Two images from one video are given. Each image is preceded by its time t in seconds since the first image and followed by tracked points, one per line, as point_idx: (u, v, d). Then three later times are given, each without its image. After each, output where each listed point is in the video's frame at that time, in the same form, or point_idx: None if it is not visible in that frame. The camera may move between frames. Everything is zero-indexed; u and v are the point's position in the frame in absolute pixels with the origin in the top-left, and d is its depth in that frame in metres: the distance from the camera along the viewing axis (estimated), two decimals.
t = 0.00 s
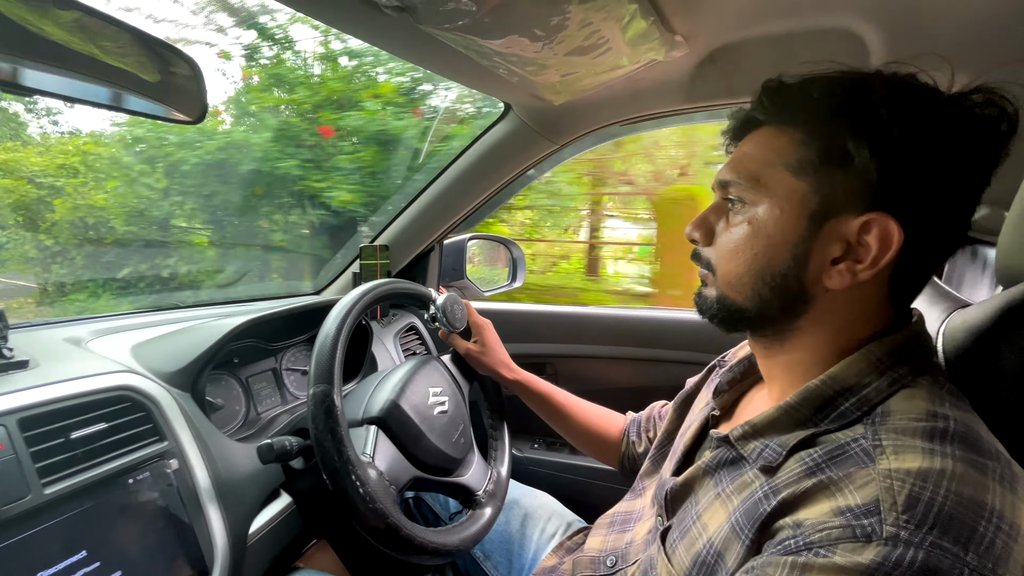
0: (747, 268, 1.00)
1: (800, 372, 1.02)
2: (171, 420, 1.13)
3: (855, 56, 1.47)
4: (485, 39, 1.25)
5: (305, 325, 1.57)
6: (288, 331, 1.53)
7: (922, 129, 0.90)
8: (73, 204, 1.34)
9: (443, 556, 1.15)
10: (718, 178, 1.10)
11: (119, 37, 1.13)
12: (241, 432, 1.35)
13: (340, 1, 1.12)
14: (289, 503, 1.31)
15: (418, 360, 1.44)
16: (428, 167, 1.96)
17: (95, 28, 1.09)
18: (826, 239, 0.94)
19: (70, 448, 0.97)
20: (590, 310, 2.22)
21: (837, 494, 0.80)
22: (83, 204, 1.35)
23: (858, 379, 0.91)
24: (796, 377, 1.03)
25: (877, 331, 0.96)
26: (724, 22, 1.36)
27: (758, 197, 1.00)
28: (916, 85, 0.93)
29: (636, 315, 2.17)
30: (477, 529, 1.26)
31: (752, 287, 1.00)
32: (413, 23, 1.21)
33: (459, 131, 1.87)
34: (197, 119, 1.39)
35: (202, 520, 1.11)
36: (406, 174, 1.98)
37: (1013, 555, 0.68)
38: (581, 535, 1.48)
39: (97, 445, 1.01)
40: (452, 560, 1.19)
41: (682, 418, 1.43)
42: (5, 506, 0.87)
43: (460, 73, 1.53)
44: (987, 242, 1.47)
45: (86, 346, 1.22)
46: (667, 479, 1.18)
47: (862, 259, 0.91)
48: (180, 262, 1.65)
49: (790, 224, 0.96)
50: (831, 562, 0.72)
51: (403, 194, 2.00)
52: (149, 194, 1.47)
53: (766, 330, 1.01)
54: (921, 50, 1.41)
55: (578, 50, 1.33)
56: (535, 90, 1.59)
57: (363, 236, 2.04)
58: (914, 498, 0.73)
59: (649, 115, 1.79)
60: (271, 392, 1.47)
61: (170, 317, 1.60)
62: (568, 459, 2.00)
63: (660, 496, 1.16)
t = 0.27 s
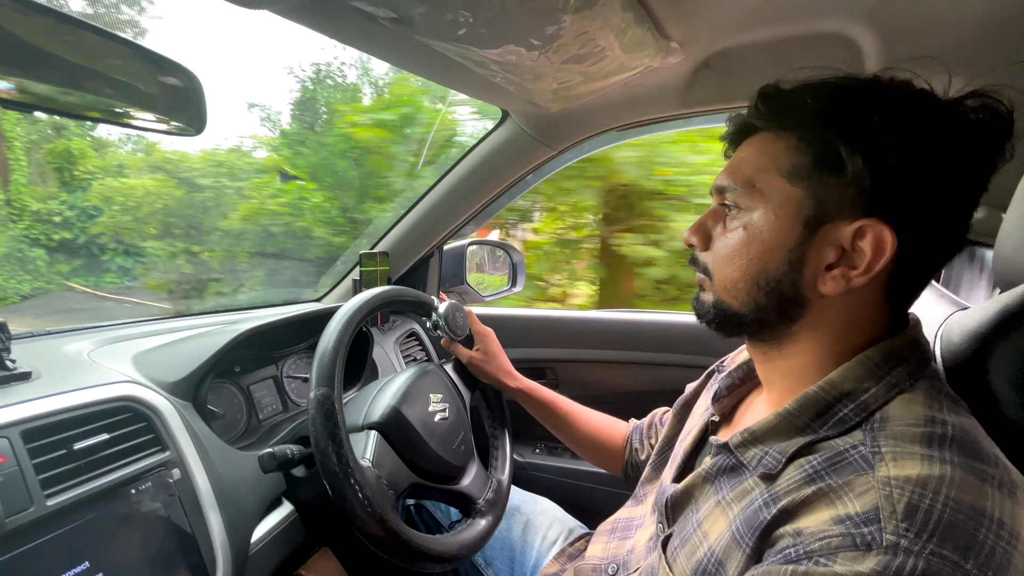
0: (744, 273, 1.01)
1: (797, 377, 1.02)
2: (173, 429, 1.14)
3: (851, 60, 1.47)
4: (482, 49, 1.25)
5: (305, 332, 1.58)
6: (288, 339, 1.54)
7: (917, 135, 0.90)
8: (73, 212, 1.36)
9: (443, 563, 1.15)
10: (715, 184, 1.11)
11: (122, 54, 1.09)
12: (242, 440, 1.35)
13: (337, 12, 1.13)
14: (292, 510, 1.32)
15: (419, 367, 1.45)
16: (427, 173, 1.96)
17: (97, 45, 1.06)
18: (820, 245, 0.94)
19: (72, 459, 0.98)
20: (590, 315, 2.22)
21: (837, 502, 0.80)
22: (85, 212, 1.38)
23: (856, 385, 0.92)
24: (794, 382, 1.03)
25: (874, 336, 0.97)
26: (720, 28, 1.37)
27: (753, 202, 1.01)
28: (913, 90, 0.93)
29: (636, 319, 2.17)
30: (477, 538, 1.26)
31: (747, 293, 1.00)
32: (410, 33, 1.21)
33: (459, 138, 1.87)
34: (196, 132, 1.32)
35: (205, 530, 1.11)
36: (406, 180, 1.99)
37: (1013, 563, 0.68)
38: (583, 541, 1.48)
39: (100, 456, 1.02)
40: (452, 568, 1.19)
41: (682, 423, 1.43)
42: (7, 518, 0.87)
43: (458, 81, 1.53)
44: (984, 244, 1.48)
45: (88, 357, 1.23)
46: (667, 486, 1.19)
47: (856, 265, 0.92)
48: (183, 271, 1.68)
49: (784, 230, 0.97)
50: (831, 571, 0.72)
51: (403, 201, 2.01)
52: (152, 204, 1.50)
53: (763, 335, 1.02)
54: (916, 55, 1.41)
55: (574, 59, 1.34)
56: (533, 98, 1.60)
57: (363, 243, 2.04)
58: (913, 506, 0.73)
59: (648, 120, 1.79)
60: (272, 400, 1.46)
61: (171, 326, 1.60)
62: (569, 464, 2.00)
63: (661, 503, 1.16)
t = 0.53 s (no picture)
0: (739, 278, 1.03)
1: (793, 378, 1.04)
2: (179, 433, 1.15)
3: (843, 68, 1.50)
4: (483, 58, 1.28)
5: (308, 338, 1.59)
6: (290, 345, 1.55)
7: (906, 142, 0.93)
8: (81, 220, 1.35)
9: (445, 565, 1.16)
10: (710, 189, 1.13)
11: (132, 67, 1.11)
12: (246, 444, 1.37)
13: (342, 24, 1.15)
14: (295, 514, 1.34)
15: (421, 371, 1.46)
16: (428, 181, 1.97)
17: (110, 59, 1.08)
18: (813, 249, 0.96)
19: (81, 462, 0.99)
20: (590, 320, 2.24)
21: (832, 499, 0.82)
22: (92, 220, 1.37)
23: (850, 385, 0.94)
24: (789, 383, 1.05)
25: (868, 338, 0.99)
26: (715, 37, 1.40)
27: (748, 208, 1.03)
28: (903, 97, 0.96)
29: (635, 323, 2.19)
30: (476, 541, 1.27)
31: (743, 296, 1.03)
32: (413, 44, 1.24)
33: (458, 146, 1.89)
34: (199, 140, 1.38)
35: (210, 533, 1.13)
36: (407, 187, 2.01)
37: (1004, 555, 0.70)
38: (584, 544, 1.49)
39: (107, 459, 1.03)
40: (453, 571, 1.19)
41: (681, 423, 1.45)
42: (17, 520, 0.88)
43: (460, 90, 1.55)
44: (976, 246, 1.50)
45: (95, 362, 1.24)
46: (667, 487, 1.20)
47: (849, 269, 0.94)
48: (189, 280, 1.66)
49: (778, 235, 0.99)
50: (827, 565, 0.74)
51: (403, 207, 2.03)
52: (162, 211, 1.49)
53: (759, 337, 1.04)
54: (906, 62, 1.44)
55: (573, 67, 1.36)
56: (533, 105, 1.62)
57: (364, 249, 2.06)
58: (906, 502, 0.75)
59: (646, 126, 1.82)
60: (275, 404, 1.48)
61: (175, 332, 1.62)
62: (569, 467, 2.01)
63: (661, 504, 1.17)
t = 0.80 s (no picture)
0: (732, 286, 1.03)
1: (787, 389, 1.04)
2: (167, 447, 1.14)
3: (836, 76, 1.50)
4: (475, 68, 1.27)
5: (301, 348, 1.58)
6: (283, 355, 1.54)
7: (899, 152, 0.92)
8: (69, 227, 1.32)
9: None
10: (703, 198, 1.13)
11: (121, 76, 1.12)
12: (238, 457, 1.35)
13: (332, 35, 1.14)
14: (286, 528, 1.32)
15: (415, 381, 1.45)
16: (422, 189, 1.97)
17: (99, 68, 1.08)
18: (805, 259, 0.96)
19: (66, 478, 0.98)
20: (586, 328, 2.22)
21: (828, 514, 0.81)
22: (82, 225, 1.34)
23: (845, 397, 0.93)
24: (784, 394, 1.04)
25: (862, 348, 0.98)
26: (707, 46, 1.39)
27: (740, 217, 1.03)
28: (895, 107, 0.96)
29: (631, 331, 2.17)
30: (467, 558, 1.24)
31: (736, 306, 1.02)
32: (404, 55, 1.23)
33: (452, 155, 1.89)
34: (191, 152, 1.38)
35: (199, 550, 1.11)
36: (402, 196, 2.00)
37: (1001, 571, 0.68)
38: (579, 557, 1.48)
39: (94, 475, 1.02)
40: None
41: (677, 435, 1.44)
42: None
43: (452, 99, 1.55)
44: (972, 254, 1.50)
45: (84, 375, 1.23)
46: (664, 499, 1.19)
47: (841, 279, 0.93)
48: (178, 288, 1.59)
49: (770, 244, 0.99)
50: None
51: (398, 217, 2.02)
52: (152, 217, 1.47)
53: (753, 347, 1.03)
54: (899, 71, 1.44)
55: (566, 77, 1.36)
56: (526, 115, 1.62)
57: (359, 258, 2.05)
58: (902, 517, 0.74)
59: (640, 134, 1.82)
60: (267, 416, 1.47)
61: (167, 343, 1.60)
62: (566, 477, 1.99)
63: (657, 517, 1.16)
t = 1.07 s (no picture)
0: (726, 289, 1.03)
1: (781, 391, 1.03)
2: (158, 452, 1.12)
3: (830, 78, 1.50)
4: (470, 69, 1.27)
5: (295, 350, 1.57)
6: (277, 358, 1.53)
7: (889, 153, 0.92)
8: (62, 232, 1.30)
9: None
10: (697, 200, 1.12)
11: (110, 75, 1.12)
12: (230, 461, 1.34)
13: (326, 35, 1.13)
14: (280, 534, 1.30)
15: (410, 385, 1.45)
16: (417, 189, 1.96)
17: (86, 65, 1.08)
18: (798, 261, 0.96)
19: (54, 484, 0.96)
20: (582, 330, 2.22)
21: (826, 517, 0.81)
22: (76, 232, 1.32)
23: (840, 399, 0.92)
24: (779, 396, 1.04)
25: (857, 350, 0.98)
26: (702, 47, 1.39)
27: (734, 219, 1.03)
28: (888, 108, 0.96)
29: (626, 333, 2.17)
30: (459, 564, 1.24)
31: (731, 308, 1.02)
32: (399, 55, 1.22)
33: (447, 156, 1.88)
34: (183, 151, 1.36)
35: (190, 556, 1.10)
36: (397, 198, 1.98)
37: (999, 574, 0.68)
38: (577, 561, 1.49)
39: (82, 481, 1.00)
40: None
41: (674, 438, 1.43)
42: None
43: (447, 100, 1.54)
44: (966, 255, 1.50)
45: (73, 378, 1.21)
46: (661, 502, 1.18)
47: (834, 281, 0.93)
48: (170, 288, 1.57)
49: (763, 246, 0.99)
50: None
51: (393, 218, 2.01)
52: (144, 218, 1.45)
53: (747, 349, 1.03)
54: (892, 73, 1.45)
55: (562, 78, 1.36)
56: (521, 116, 1.61)
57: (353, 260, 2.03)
58: (899, 520, 0.73)
59: (635, 136, 1.82)
60: (261, 420, 1.45)
61: (159, 345, 1.58)
62: (562, 480, 1.98)
63: (654, 520, 1.16)
